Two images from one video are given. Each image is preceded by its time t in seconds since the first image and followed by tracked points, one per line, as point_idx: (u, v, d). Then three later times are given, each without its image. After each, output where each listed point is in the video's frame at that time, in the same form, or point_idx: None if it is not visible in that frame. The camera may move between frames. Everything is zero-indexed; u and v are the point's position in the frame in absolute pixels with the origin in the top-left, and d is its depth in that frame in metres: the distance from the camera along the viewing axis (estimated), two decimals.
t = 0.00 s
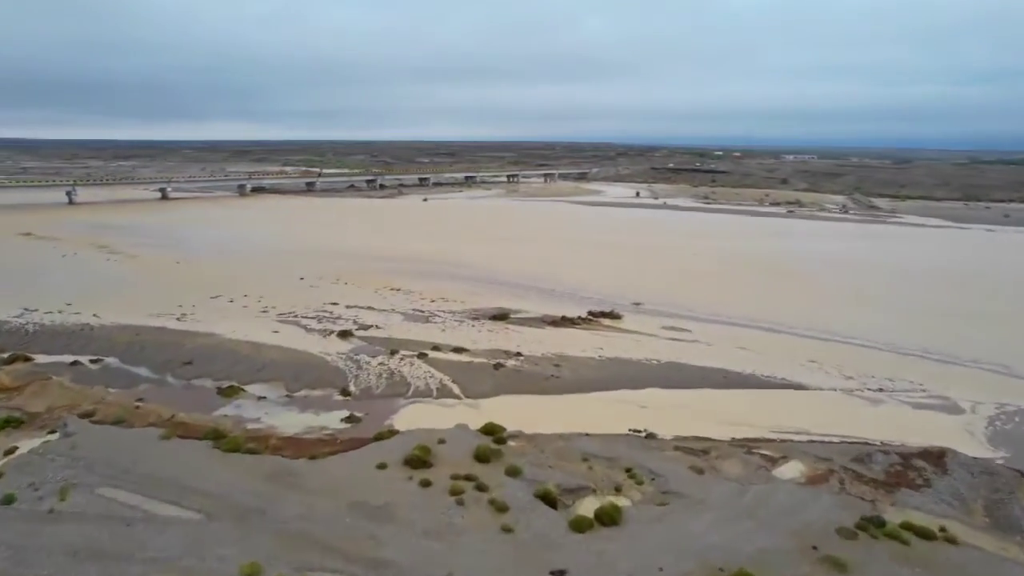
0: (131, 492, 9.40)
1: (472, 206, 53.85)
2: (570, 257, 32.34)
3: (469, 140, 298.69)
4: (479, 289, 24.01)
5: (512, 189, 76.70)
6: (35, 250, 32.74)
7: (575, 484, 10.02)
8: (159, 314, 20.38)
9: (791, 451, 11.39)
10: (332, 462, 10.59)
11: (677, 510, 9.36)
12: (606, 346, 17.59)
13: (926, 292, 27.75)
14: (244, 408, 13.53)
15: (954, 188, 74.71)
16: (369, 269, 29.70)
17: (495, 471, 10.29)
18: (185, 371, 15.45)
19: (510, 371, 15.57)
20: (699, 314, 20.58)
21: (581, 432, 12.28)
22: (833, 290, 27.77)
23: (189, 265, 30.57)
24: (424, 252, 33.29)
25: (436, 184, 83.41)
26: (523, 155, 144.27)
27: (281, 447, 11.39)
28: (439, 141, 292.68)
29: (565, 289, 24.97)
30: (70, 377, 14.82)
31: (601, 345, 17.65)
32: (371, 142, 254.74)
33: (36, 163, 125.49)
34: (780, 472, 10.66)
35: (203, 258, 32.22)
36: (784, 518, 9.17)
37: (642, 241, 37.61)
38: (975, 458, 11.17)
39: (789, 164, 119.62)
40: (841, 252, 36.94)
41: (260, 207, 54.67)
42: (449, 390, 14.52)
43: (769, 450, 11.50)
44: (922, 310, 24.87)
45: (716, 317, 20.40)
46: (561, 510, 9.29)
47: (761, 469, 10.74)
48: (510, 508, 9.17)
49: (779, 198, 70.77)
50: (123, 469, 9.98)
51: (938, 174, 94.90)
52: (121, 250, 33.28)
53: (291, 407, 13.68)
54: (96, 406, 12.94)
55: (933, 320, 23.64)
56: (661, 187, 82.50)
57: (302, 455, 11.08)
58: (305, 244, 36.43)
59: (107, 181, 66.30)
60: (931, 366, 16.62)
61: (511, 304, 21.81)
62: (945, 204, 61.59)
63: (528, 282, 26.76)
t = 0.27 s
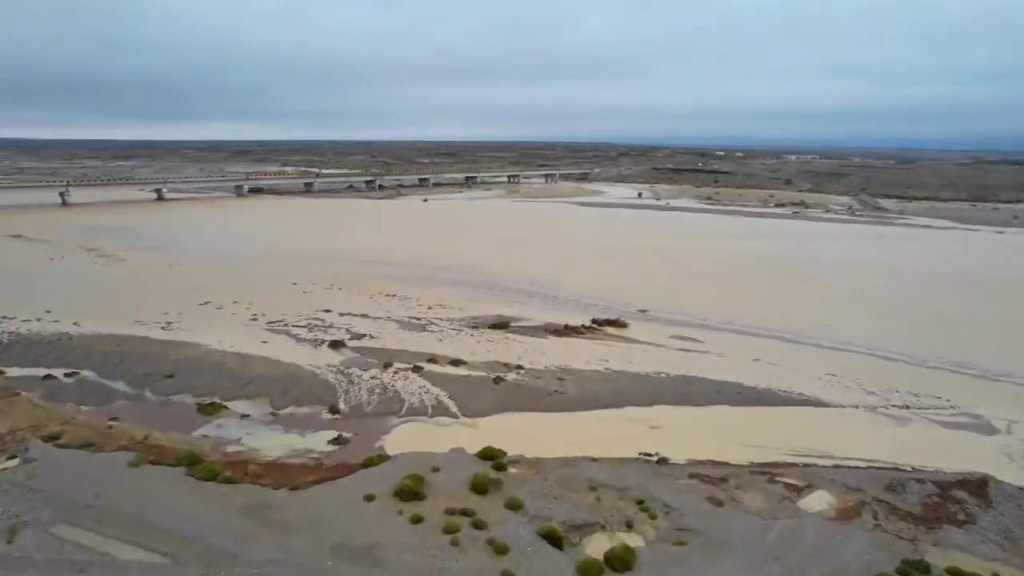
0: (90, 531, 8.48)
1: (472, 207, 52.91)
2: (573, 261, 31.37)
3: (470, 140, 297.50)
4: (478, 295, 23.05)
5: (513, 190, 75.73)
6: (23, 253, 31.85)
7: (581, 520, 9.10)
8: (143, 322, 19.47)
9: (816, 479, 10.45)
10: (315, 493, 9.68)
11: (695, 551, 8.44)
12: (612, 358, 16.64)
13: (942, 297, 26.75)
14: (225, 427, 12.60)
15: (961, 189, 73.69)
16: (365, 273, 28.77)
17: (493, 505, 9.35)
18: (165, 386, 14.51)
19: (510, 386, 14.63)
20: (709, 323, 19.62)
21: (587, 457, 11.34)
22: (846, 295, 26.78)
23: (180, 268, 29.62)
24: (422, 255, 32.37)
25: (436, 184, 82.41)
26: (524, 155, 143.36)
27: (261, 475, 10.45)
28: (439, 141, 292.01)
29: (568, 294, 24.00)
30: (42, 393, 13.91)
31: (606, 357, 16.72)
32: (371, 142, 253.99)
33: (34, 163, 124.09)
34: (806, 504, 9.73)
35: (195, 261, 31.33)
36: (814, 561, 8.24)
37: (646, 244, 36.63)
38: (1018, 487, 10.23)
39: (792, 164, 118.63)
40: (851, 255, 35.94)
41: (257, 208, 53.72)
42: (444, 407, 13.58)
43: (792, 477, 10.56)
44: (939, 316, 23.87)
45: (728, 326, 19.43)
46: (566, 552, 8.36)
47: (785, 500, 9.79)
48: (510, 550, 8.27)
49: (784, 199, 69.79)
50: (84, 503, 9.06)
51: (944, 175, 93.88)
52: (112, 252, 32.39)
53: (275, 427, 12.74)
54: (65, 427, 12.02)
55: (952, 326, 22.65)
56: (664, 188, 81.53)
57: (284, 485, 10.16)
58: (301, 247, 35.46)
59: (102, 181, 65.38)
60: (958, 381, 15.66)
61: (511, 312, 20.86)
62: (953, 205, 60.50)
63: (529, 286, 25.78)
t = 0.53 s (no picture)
0: None
1: (471, 209, 52.00)
2: (576, 264, 30.43)
3: (470, 140, 296.41)
4: (477, 302, 22.10)
5: (514, 190, 74.76)
6: (8, 256, 30.88)
7: (590, 564, 8.14)
8: (124, 331, 18.50)
9: (846, 514, 9.50)
10: (294, 533, 8.72)
11: None
12: (619, 372, 15.70)
13: (958, 303, 25.83)
14: (202, 450, 11.65)
15: (967, 190, 72.82)
16: (360, 277, 27.84)
17: (492, 546, 8.42)
18: (142, 402, 13.56)
19: (510, 403, 13.69)
20: (719, 332, 18.68)
21: (595, 486, 10.40)
22: (860, 300, 25.83)
23: (170, 273, 28.67)
24: (420, 259, 31.45)
25: (435, 185, 81.44)
26: (524, 155, 142.40)
27: (237, 508, 9.50)
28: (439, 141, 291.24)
29: (571, 300, 23.06)
30: (8, 412, 12.96)
31: (612, 371, 15.77)
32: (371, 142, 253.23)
33: (31, 163, 123.23)
34: (838, 544, 8.77)
35: (185, 265, 30.38)
36: None
37: (650, 247, 35.67)
38: None
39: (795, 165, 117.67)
40: (862, 259, 35.00)
41: (253, 209, 52.71)
42: (440, 427, 12.65)
43: (819, 511, 9.60)
44: (957, 323, 22.95)
45: (739, 336, 18.48)
46: None
47: (815, 539, 8.85)
48: None
49: (788, 200, 68.85)
50: (34, 547, 8.11)
51: (948, 175, 93.11)
52: (100, 256, 31.46)
53: (257, 450, 11.79)
54: (27, 451, 11.06)
55: (971, 335, 21.71)
56: (666, 189, 80.64)
57: (261, 521, 9.21)
58: (295, 250, 34.51)
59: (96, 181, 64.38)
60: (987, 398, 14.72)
61: (512, 320, 19.93)
62: (961, 207, 59.58)
63: (531, 291, 24.84)
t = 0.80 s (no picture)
0: None
1: (471, 210, 51.10)
2: (578, 268, 29.45)
3: (470, 140, 295.51)
4: (476, 310, 21.14)
5: (514, 191, 73.74)
6: None
7: None
8: (104, 341, 17.54)
9: (884, 557, 8.54)
10: None
11: None
12: (626, 387, 14.72)
13: (977, 307, 24.86)
14: (175, 477, 10.68)
15: (974, 190, 71.88)
16: (355, 282, 26.89)
17: None
18: (114, 422, 12.57)
19: (510, 423, 12.73)
20: (731, 343, 17.70)
21: (604, 522, 9.43)
22: (875, 304, 24.83)
23: (158, 279, 27.69)
24: (417, 262, 30.51)
25: (435, 186, 80.46)
26: (525, 155, 141.54)
27: (207, 548, 8.59)
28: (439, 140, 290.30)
29: (575, 306, 22.08)
30: None
31: (619, 386, 14.82)
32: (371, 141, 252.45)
33: (28, 163, 122.30)
34: None
35: (175, 269, 29.45)
36: None
37: (655, 251, 34.69)
38: None
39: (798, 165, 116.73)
40: (872, 262, 34.02)
41: (248, 211, 51.71)
42: (434, 451, 11.70)
43: (853, 553, 8.65)
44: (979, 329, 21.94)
45: (753, 346, 17.51)
46: None
47: None
48: None
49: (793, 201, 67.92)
50: None
51: (953, 176, 92.19)
52: (89, 260, 30.51)
53: (235, 477, 10.84)
54: None
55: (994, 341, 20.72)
56: (668, 189, 79.72)
57: (232, 565, 8.27)
58: (289, 254, 33.51)
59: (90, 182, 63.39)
60: (1021, 414, 13.76)
61: (512, 329, 18.96)
62: (969, 208, 58.60)
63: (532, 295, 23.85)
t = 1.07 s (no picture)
0: None
1: (471, 211, 50.18)
2: (581, 271, 28.51)
3: (470, 140, 294.65)
4: (474, 317, 20.20)
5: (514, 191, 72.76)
6: None
7: None
8: (80, 353, 16.55)
9: None
10: None
11: None
12: (634, 405, 13.79)
13: (996, 311, 23.88)
14: (144, 509, 9.72)
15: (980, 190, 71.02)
16: (349, 287, 25.93)
17: None
18: (82, 445, 11.61)
19: (511, 446, 11.78)
20: (744, 354, 16.76)
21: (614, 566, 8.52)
22: (891, 307, 23.89)
23: (146, 285, 26.73)
24: (415, 266, 29.57)
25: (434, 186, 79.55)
26: (525, 155, 140.69)
27: None
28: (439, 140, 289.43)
29: (578, 310, 21.12)
30: None
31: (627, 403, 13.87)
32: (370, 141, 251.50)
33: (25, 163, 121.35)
34: None
35: (165, 274, 28.48)
36: None
37: (660, 253, 33.72)
38: None
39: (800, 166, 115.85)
40: (883, 263, 33.10)
41: (243, 212, 50.76)
42: (428, 479, 10.73)
43: None
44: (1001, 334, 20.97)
45: (767, 357, 16.56)
46: None
47: None
48: None
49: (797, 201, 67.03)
50: None
51: (958, 176, 91.35)
52: (75, 264, 29.52)
53: (210, 509, 9.88)
54: None
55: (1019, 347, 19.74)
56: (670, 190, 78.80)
57: None
58: (283, 257, 32.53)
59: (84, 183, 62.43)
60: None
61: (512, 340, 18.01)
62: (976, 209, 57.73)
63: (534, 298, 22.90)
